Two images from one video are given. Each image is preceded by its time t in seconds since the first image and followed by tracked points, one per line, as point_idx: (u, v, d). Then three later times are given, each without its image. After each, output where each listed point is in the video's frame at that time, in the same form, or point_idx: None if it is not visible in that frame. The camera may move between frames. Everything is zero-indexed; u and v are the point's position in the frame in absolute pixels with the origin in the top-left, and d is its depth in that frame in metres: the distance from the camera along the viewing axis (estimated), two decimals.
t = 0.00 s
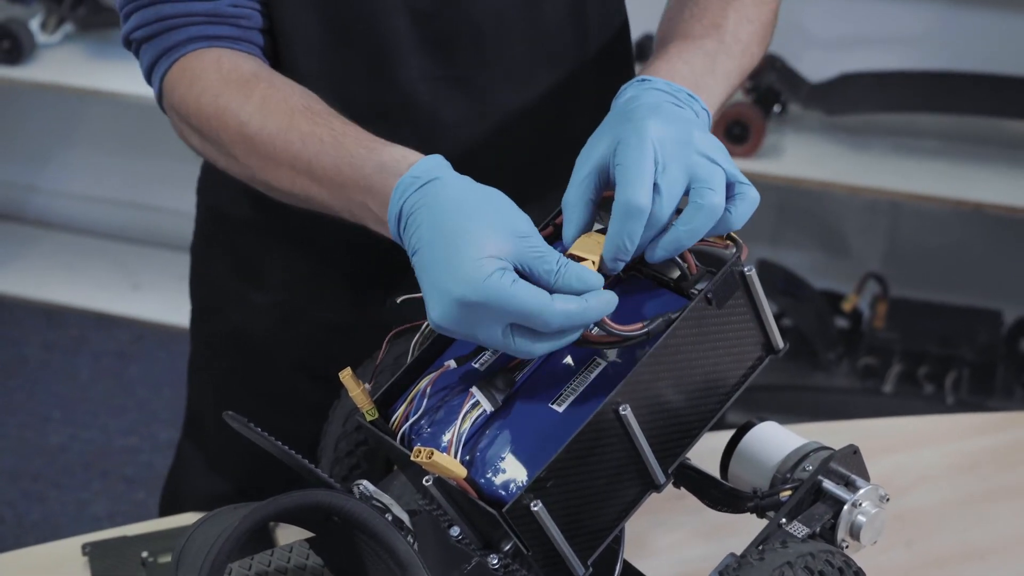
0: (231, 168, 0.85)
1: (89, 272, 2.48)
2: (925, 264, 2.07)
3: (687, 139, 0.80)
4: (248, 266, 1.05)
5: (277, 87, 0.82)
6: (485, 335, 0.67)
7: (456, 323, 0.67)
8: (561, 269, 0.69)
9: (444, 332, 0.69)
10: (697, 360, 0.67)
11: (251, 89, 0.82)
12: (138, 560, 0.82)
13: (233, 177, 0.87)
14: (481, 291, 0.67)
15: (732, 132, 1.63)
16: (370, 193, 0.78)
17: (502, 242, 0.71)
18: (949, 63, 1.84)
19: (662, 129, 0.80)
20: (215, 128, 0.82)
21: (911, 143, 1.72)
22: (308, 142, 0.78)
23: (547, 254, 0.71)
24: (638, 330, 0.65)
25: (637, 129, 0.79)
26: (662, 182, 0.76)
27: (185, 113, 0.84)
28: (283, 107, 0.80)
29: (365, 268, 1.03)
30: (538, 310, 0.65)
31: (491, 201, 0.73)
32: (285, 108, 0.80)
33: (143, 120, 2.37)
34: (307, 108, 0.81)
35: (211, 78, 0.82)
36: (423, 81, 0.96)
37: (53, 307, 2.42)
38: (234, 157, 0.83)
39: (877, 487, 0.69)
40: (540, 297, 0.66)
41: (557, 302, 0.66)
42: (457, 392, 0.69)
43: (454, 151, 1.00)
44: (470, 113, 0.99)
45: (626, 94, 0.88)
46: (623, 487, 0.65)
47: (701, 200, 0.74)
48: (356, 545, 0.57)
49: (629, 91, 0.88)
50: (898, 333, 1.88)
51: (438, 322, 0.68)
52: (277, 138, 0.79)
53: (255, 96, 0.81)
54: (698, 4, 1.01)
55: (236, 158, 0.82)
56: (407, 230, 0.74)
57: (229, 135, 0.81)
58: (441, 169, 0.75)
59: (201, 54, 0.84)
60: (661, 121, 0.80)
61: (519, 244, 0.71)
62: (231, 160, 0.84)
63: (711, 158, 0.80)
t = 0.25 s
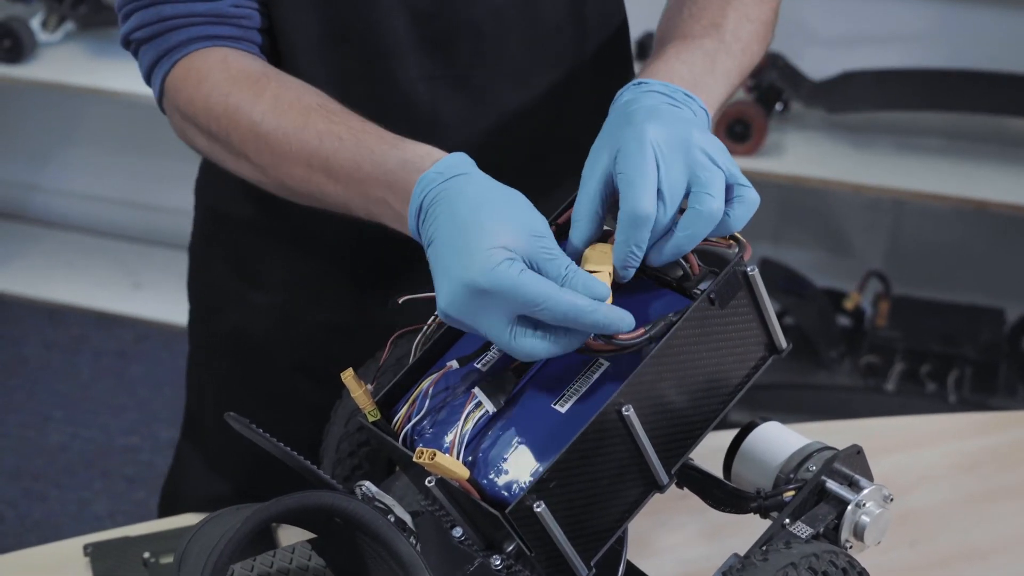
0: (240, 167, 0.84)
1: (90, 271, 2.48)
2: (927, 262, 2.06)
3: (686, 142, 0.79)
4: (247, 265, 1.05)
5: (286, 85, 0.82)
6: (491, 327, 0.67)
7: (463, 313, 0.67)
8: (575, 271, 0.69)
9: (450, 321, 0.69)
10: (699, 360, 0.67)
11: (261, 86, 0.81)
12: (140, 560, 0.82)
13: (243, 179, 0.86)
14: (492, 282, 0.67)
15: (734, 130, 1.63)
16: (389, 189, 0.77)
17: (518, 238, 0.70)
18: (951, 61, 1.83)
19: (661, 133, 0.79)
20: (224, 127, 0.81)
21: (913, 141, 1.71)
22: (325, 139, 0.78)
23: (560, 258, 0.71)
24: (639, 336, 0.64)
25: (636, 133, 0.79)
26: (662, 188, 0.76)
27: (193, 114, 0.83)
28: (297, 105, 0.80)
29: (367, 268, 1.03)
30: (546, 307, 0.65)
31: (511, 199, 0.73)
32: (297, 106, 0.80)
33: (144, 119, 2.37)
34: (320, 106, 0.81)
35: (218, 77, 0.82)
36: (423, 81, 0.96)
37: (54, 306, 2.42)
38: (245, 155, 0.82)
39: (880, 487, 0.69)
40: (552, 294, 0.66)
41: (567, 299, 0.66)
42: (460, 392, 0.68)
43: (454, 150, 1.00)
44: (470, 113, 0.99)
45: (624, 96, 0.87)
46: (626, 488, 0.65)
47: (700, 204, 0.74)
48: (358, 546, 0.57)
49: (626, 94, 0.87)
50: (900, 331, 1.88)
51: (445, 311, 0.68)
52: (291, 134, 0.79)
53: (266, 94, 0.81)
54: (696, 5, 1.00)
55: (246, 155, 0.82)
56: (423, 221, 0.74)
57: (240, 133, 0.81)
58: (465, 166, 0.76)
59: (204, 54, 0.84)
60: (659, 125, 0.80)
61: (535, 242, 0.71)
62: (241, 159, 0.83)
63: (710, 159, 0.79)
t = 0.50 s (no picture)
0: (237, 169, 0.84)
1: (90, 271, 2.47)
2: (929, 261, 2.06)
3: (684, 145, 0.79)
4: (246, 266, 1.05)
5: (288, 87, 0.82)
6: (493, 329, 0.67)
7: (467, 315, 0.67)
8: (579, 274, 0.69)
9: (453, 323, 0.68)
10: (703, 361, 0.67)
11: (263, 88, 0.81)
12: (140, 561, 0.82)
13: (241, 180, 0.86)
14: (496, 285, 0.66)
15: (735, 129, 1.63)
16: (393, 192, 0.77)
17: (523, 240, 0.70)
18: (953, 60, 1.83)
19: (659, 137, 0.79)
20: (223, 128, 0.81)
21: (915, 140, 1.71)
22: (328, 140, 0.78)
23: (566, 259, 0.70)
24: (638, 337, 0.64)
25: (633, 138, 0.79)
26: (663, 193, 0.75)
27: (191, 115, 0.83)
28: (299, 107, 0.80)
29: (368, 268, 1.02)
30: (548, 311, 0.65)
31: (516, 201, 0.73)
32: (301, 108, 0.80)
33: (145, 118, 2.37)
34: (324, 108, 0.81)
35: (217, 78, 0.82)
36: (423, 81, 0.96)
37: (54, 305, 2.42)
38: (244, 156, 0.81)
39: (885, 488, 0.68)
40: (554, 299, 0.66)
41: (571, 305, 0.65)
42: (462, 393, 0.68)
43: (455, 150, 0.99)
44: (470, 112, 0.99)
45: (620, 99, 0.87)
46: (629, 489, 0.65)
47: (702, 207, 0.74)
48: (360, 548, 0.57)
49: (622, 97, 0.87)
50: (902, 330, 1.88)
51: (448, 312, 0.68)
52: (293, 136, 0.79)
53: (268, 95, 0.81)
54: (694, 5, 1.00)
55: (246, 157, 0.81)
56: (426, 221, 0.74)
57: (241, 134, 0.80)
58: (468, 167, 0.75)
59: (204, 54, 0.84)
60: (658, 128, 0.79)
61: (539, 244, 0.70)
62: (240, 160, 0.83)
63: (709, 160, 0.79)
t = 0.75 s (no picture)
0: (229, 172, 0.84)
1: (90, 268, 2.47)
2: (929, 258, 2.06)
3: (670, 142, 0.78)
4: (246, 265, 1.04)
5: (280, 91, 0.81)
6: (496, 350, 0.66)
7: (466, 336, 0.67)
8: (577, 285, 0.68)
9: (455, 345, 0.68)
10: (705, 359, 0.67)
11: (255, 91, 0.81)
12: (141, 560, 0.81)
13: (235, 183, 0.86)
14: (493, 305, 0.66)
15: (735, 127, 1.63)
16: (380, 204, 0.77)
17: (518, 255, 0.69)
18: (954, 56, 1.82)
19: (644, 139, 0.78)
20: (215, 132, 0.81)
21: (915, 136, 1.71)
22: (315, 149, 0.77)
23: (563, 270, 0.70)
24: (637, 336, 0.64)
25: (619, 144, 0.78)
26: (657, 196, 0.75)
27: (184, 118, 0.82)
28: (289, 112, 0.79)
29: (367, 268, 1.02)
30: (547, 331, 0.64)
31: (508, 213, 0.72)
32: (290, 112, 0.79)
33: (144, 116, 2.36)
34: (314, 114, 0.80)
35: (210, 81, 0.81)
36: (421, 78, 0.95)
37: (54, 303, 2.42)
38: (235, 160, 0.81)
39: (886, 486, 0.68)
40: (550, 313, 0.66)
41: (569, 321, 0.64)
42: (461, 391, 0.68)
43: (452, 147, 0.99)
44: (468, 109, 0.98)
45: (604, 104, 0.86)
46: (630, 487, 0.65)
47: (703, 203, 0.74)
48: (360, 546, 0.57)
49: (604, 103, 0.86)
50: (903, 327, 1.87)
51: (448, 335, 0.67)
52: (284, 141, 0.78)
53: (259, 100, 0.80)
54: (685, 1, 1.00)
55: (236, 160, 0.81)
56: (419, 240, 0.74)
57: (230, 139, 0.80)
58: (457, 180, 0.75)
59: (197, 55, 0.83)
60: (640, 132, 0.79)
61: (536, 257, 0.70)
62: (231, 163, 0.82)
63: (697, 156, 0.78)
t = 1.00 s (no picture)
0: (219, 172, 0.83)
1: (87, 263, 2.46)
2: (928, 255, 2.06)
3: (662, 153, 0.78)
4: (242, 265, 1.03)
5: (272, 92, 0.80)
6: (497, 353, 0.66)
7: (466, 340, 0.66)
8: (579, 286, 0.67)
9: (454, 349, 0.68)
10: (704, 358, 0.66)
11: (245, 92, 0.79)
12: (136, 557, 0.81)
13: (224, 182, 0.84)
14: (494, 309, 0.65)
15: (734, 123, 1.62)
16: (372, 204, 0.76)
17: (520, 258, 0.69)
18: (954, 52, 1.82)
19: (634, 152, 0.78)
20: (205, 132, 0.79)
21: (914, 133, 1.70)
22: (311, 150, 0.76)
23: (563, 272, 0.69)
24: (636, 335, 0.64)
25: (612, 155, 0.77)
26: (649, 208, 0.74)
27: (172, 117, 0.81)
28: (282, 113, 0.78)
29: (364, 266, 1.02)
30: (549, 333, 0.64)
31: (509, 215, 0.72)
32: (284, 114, 0.78)
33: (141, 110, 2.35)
34: (309, 115, 0.79)
35: (199, 80, 0.79)
36: (418, 75, 0.95)
37: (51, 298, 2.41)
38: (226, 160, 0.80)
39: (885, 485, 0.68)
40: (552, 314, 0.65)
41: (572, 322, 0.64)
42: (459, 389, 0.68)
43: (449, 144, 0.99)
44: (465, 106, 0.98)
45: (595, 116, 0.86)
46: (628, 486, 0.64)
47: (693, 215, 0.72)
48: (357, 546, 0.56)
49: (596, 114, 0.86)
50: (901, 324, 1.87)
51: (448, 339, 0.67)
52: (277, 144, 0.77)
53: (251, 101, 0.79)
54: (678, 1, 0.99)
55: (227, 161, 0.80)
56: (419, 244, 0.73)
57: (222, 139, 0.79)
58: (455, 182, 0.74)
59: (186, 54, 0.81)
60: (628, 146, 0.78)
61: (536, 261, 0.69)
62: (222, 163, 0.81)
63: (688, 166, 0.77)
